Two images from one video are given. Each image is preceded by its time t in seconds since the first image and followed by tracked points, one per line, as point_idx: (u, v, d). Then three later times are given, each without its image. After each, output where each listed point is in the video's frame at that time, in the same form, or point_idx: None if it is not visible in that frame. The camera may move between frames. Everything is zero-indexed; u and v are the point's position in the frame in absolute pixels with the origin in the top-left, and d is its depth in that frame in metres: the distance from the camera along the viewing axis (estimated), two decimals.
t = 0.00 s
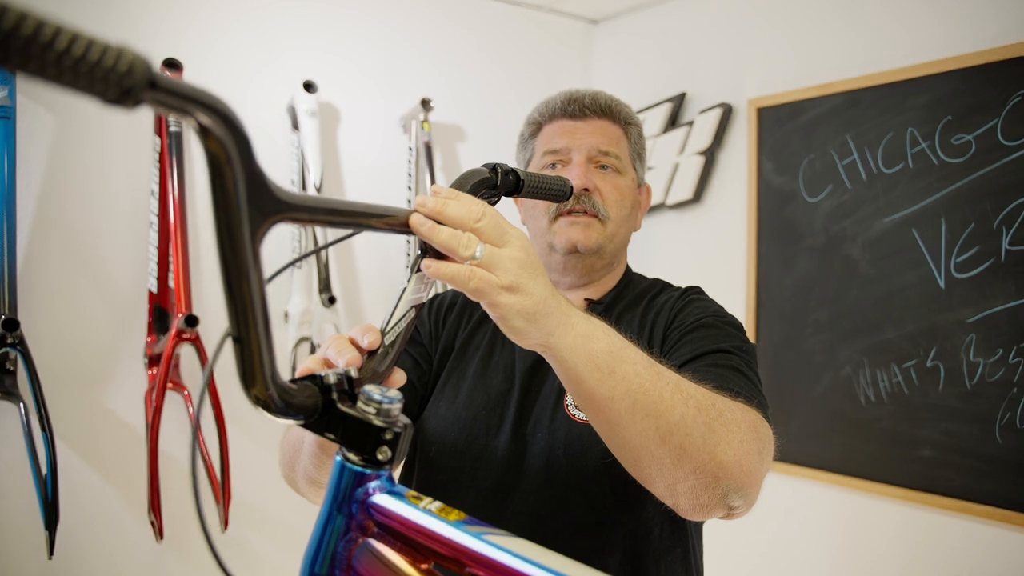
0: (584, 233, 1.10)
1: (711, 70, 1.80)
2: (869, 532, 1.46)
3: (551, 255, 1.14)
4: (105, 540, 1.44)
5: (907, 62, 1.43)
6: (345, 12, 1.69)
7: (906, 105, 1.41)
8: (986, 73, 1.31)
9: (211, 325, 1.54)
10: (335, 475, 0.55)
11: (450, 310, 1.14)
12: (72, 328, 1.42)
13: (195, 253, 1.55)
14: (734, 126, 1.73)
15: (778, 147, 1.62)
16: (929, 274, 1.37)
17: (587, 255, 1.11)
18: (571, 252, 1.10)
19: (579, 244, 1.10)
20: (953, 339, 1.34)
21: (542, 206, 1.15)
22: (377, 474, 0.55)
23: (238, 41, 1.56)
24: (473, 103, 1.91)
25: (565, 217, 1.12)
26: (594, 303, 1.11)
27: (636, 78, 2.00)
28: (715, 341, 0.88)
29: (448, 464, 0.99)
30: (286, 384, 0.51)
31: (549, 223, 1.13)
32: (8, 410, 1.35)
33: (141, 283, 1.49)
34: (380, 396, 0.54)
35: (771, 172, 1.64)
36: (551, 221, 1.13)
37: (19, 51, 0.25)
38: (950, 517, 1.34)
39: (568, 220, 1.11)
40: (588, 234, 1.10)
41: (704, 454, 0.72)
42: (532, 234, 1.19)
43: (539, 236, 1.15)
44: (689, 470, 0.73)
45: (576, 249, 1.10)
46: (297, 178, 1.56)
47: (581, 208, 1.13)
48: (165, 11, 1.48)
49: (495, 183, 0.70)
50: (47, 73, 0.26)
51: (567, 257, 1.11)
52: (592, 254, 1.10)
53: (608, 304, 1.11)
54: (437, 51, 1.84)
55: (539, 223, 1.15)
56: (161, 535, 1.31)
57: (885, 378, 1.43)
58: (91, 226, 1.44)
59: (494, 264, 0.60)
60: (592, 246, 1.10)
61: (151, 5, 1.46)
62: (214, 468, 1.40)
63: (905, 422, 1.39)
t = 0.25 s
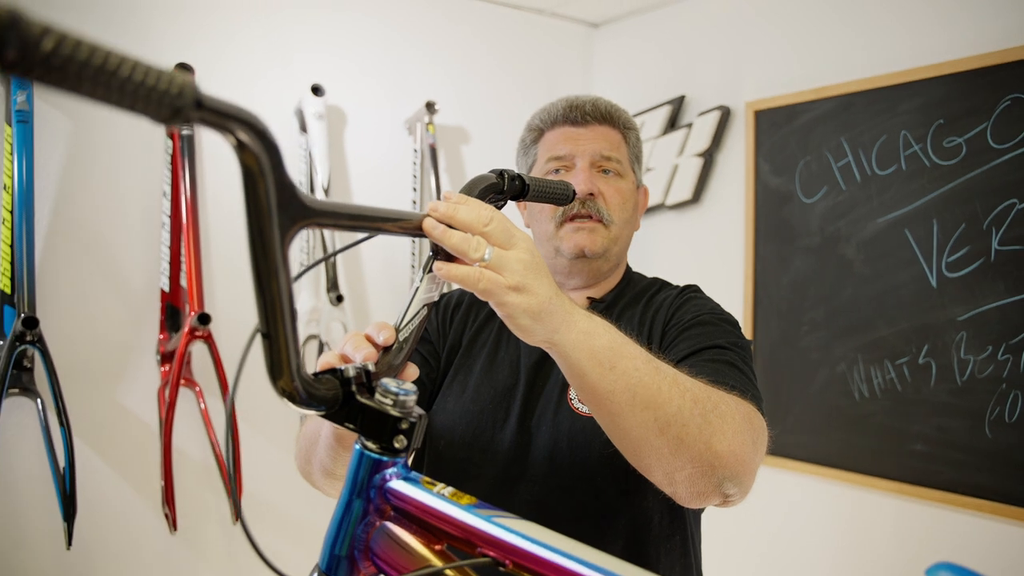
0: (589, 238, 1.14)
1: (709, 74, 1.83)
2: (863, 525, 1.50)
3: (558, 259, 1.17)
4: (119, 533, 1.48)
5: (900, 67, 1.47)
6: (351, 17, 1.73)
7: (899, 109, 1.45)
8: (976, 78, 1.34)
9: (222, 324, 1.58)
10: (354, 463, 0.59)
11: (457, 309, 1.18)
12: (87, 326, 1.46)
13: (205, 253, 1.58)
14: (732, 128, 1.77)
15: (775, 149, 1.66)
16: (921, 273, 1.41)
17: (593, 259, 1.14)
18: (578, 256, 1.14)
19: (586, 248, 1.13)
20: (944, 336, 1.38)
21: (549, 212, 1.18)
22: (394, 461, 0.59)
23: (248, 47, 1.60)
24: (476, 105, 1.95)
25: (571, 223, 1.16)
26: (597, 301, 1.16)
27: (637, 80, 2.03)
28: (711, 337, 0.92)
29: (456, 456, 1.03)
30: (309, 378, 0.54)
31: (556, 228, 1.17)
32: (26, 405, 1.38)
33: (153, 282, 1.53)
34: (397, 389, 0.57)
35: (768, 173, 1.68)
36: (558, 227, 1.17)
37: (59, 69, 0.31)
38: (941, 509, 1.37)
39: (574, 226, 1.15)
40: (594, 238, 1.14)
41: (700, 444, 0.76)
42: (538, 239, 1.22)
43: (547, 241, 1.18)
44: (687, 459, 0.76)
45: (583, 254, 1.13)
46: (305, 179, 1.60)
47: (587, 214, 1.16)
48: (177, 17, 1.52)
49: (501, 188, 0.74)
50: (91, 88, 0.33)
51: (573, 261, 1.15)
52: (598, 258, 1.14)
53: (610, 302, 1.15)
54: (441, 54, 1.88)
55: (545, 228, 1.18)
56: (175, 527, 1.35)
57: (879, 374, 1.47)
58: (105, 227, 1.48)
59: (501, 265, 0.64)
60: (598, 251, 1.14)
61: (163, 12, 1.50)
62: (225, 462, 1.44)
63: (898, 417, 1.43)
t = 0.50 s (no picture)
0: (598, 253, 1.18)
1: (711, 76, 1.87)
2: (862, 518, 1.53)
3: (569, 273, 1.21)
4: (136, 526, 1.52)
5: (898, 71, 1.50)
6: (361, 22, 1.76)
7: (896, 112, 1.48)
8: (971, 81, 1.38)
9: (235, 320, 1.62)
10: (379, 450, 0.63)
11: (469, 308, 1.22)
12: (105, 324, 1.49)
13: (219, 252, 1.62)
14: (734, 130, 1.81)
15: (775, 150, 1.70)
16: (918, 272, 1.45)
17: (603, 272, 1.19)
18: (589, 271, 1.18)
19: (596, 264, 1.17)
20: (940, 334, 1.41)
21: (559, 230, 1.22)
22: (416, 448, 0.63)
23: (260, 51, 1.63)
24: (483, 106, 1.99)
25: (582, 240, 1.19)
26: (604, 301, 1.20)
27: (640, 82, 2.07)
28: (715, 335, 0.96)
29: (469, 450, 1.07)
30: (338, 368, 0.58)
31: (566, 246, 1.20)
32: (46, 401, 1.42)
33: (168, 280, 1.57)
34: (419, 379, 0.61)
35: (769, 174, 1.71)
36: (568, 244, 1.21)
37: (137, 84, 0.35)
38: (938, 502, 1.41)
39: (584, 243, 1.18)
40: (603, 254, 1.18)
41: (703, 436, 0.80)
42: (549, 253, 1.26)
43: (558, 256, 1.22)
44: (690, 450, 0.80)
45: (593, 269, 1.18)
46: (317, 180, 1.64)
47: (596, 232, 1.19)
48: (191, 22, 1.55)
49: (514, 191, 0.77)
50: (158, 103, 0.36)
51: (584, 275, 1.19)
52: (608, 271, 1.19)
53: (617, 301, 1.20)
54: (449, 57, 1.92)
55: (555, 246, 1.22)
56: (191, 519, 1.39)
57: (877, 371, 1.50)
58: (122, 227, 1.51)
59: (515, 266, 0.67)
60: (608, 265, 1.18)
61: (177, 17, 1.54)
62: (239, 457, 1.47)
63: (896, 412, 1.47)
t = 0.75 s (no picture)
0: (601, 244, 1.20)
1: (711, 75, 1.89)
2: (860, 512, 1.55)
3: (571, 264, 1.23)
4: (143, 519, 1.54)
5: (895, 70, 1.52)
6: (365, 21, 1.78)
7: (894, 110, 1.50)
8: (967, 80, 1.40)
9: (241, 317, 1.64)
10: (389, 438, 0.65)
11: (473, 304, 1.24)
12: (112, 320, 1.51)
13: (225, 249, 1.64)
14: (733, 128, 1.82)
15: (774, 148, 1.72)
16: (915, 268, 1.47)
17: (605, 263, 1.21)
18: (591, 262, 1.20)
19: (598, 254, 1.19)
20: (937, 329, 1.43)
21: (563, 220, 1.24)
22: (425, 435, 0.65)
23: (265, 50, 1.65)
24: (486, 105, 2.01)
25: (585, 232, 1.21)
26: (606, 295, 1.22)
27: (641, 82, 2.09)
28: (715, 329, 0.98)
29: (474, 444, 1.09)
30: (350, 358, 0.60)
31: (569, 236, 1.23)
32: (55, 396, 1.44)
33: (175, 276, 1.59)
34: (429, 369, 0.63)
35: (768, 172, 1.73)
36: (571, 234, 1.23)
37: (164, 82, 0.37)
38: (935, 495, 1.43)
39: (587, 232, 1.21)
40: (605, 244, 1.20)
41: (703, 429, 0.82)
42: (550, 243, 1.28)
43: (561, 247, 1.24)
44: (691, 443, 0.82)
45: (596, 259, 1.20)
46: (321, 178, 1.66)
47: (599, 223, 1.21)
48: (197, 21, 1.57)
49: (519, 187, 0.79)
50: (186, 101, 0.39)
51: (585, 266, 1.21)
52: (610, 262, 1.21)
53: (619, 297, 1.22)
54: (451, 56, 1.93)
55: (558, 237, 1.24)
56: (198, 512, 1.41)
57: (875, 366, 1.52)
58: (129, 224, 1.53)
59: (520, 261, 0.69)
60: (609, 257, 1.20)
61: (183, 17, 1.56)
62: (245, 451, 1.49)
63: (893, 407, 1.49)
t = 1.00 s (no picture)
0: (597, 240, 1.20)
1: (711, 74, 1.90)
2: (859, 508, 1.56)
3: (568, 260, 1.24)
4: (145, 516, 1.54)
5: (894, 68, 1.53)
6: (366, 20, 1.79)
7: (893, 108, 1.51)
8: (965, 79, 1.40)
9: (243, 314, 1.65)
10: (390, 430, 0.65)
11: (474, 300, 1.25)
12: (114, 317, 1.52)
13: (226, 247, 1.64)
14: (733, 126, 1.83)
15: (773, 147, 1.72)
16: (914, 266, 1.47)
17: (601, 259, 1.21)
18: (587, 258, 1.21)
19: (594, 250, 1.20)
20: (935, 326, 1.44)
21: (560, 215, 1.25)
22: (426, 428, 0.65)
23: (267, 49, 1.66)
24: (486, 104, 2.01)
25: (581, 227, 1.22)
26: (606, 293, 1.22)
27: (641, 80, 2.09)
28: (714, 325, 0.98)
29: (474, 439, 1.10)
30: (351, 351, 0.60)
31: (566, 231, 1.23)
32: (58, 393, 1.45)
33: (177, 274, 1.59)
34: (429, 362, 0.63)
35: (767, 170, 1.74)
36: (568, 230, 1.24)
37: (169, 75, 0.38)
38: (934, 492, 1.43)
39: (584, 228, 1.22)
40: (602, 240, 1.20)
41: (701, 423, 0.82)
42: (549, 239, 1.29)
43: (558, 242, 1.25)
44: (688, 437, 0.83)
45: (592, 255, 1.20)
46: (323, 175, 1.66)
47: (595, 219, 1.22)
48: (198, 20, 1.58)
49: (519, 183, 0.80)
50: (191, 94, 0.39)
51: (582, 261, 1.22)
52: (606, 258, 1.21)
53: (619, 294, 1.22)
54: (452, 55, 1.94)
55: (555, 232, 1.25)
56: (200, 508, 1.41)
57: (874, 363, 1.53)
58: (131, 222, 1.54)
59: (520, 258, 0.70)
60: (606, 253, 1.20)
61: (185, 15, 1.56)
62: (247, 448, 1.50)
63: (892, 404, 1.49)
